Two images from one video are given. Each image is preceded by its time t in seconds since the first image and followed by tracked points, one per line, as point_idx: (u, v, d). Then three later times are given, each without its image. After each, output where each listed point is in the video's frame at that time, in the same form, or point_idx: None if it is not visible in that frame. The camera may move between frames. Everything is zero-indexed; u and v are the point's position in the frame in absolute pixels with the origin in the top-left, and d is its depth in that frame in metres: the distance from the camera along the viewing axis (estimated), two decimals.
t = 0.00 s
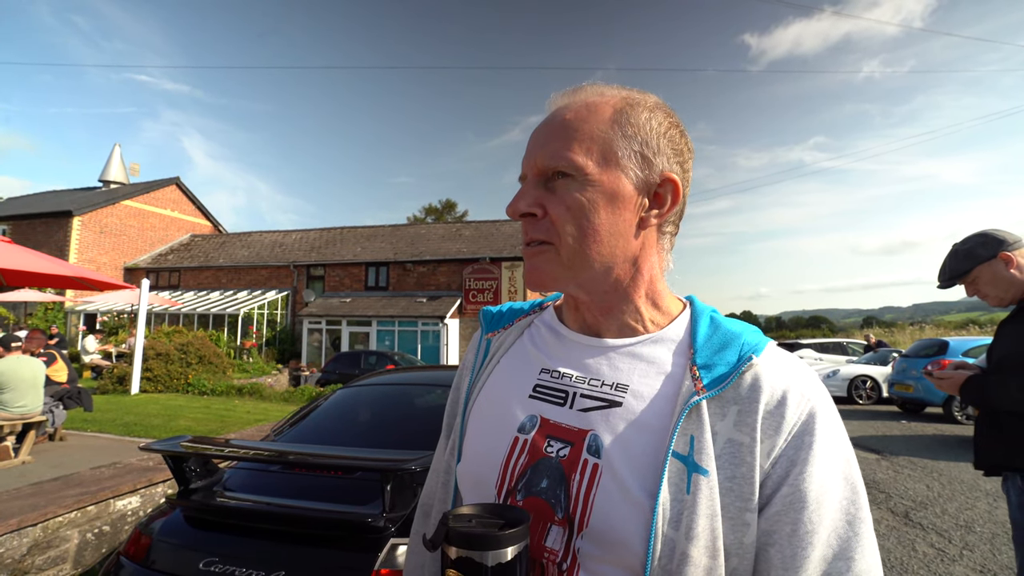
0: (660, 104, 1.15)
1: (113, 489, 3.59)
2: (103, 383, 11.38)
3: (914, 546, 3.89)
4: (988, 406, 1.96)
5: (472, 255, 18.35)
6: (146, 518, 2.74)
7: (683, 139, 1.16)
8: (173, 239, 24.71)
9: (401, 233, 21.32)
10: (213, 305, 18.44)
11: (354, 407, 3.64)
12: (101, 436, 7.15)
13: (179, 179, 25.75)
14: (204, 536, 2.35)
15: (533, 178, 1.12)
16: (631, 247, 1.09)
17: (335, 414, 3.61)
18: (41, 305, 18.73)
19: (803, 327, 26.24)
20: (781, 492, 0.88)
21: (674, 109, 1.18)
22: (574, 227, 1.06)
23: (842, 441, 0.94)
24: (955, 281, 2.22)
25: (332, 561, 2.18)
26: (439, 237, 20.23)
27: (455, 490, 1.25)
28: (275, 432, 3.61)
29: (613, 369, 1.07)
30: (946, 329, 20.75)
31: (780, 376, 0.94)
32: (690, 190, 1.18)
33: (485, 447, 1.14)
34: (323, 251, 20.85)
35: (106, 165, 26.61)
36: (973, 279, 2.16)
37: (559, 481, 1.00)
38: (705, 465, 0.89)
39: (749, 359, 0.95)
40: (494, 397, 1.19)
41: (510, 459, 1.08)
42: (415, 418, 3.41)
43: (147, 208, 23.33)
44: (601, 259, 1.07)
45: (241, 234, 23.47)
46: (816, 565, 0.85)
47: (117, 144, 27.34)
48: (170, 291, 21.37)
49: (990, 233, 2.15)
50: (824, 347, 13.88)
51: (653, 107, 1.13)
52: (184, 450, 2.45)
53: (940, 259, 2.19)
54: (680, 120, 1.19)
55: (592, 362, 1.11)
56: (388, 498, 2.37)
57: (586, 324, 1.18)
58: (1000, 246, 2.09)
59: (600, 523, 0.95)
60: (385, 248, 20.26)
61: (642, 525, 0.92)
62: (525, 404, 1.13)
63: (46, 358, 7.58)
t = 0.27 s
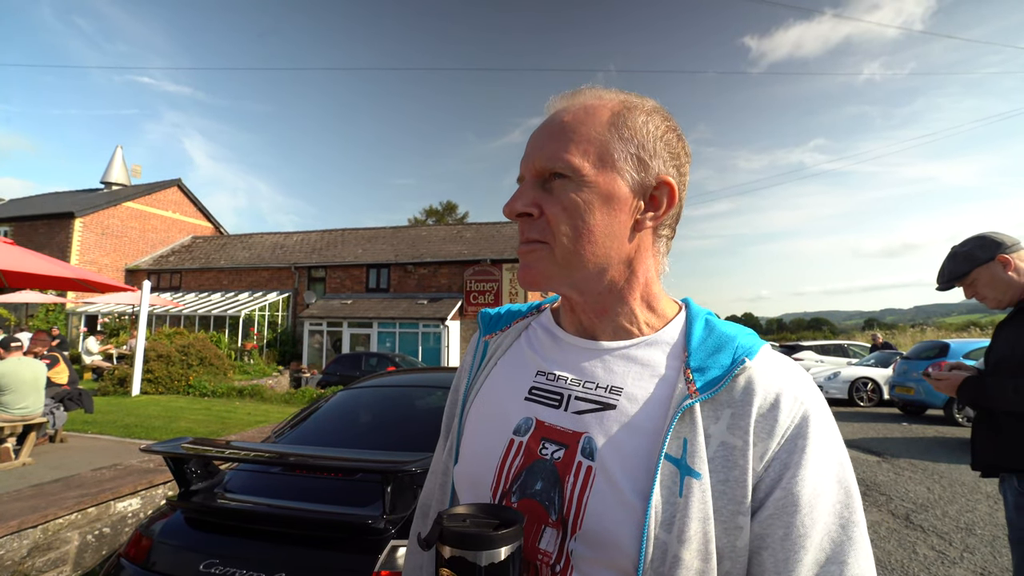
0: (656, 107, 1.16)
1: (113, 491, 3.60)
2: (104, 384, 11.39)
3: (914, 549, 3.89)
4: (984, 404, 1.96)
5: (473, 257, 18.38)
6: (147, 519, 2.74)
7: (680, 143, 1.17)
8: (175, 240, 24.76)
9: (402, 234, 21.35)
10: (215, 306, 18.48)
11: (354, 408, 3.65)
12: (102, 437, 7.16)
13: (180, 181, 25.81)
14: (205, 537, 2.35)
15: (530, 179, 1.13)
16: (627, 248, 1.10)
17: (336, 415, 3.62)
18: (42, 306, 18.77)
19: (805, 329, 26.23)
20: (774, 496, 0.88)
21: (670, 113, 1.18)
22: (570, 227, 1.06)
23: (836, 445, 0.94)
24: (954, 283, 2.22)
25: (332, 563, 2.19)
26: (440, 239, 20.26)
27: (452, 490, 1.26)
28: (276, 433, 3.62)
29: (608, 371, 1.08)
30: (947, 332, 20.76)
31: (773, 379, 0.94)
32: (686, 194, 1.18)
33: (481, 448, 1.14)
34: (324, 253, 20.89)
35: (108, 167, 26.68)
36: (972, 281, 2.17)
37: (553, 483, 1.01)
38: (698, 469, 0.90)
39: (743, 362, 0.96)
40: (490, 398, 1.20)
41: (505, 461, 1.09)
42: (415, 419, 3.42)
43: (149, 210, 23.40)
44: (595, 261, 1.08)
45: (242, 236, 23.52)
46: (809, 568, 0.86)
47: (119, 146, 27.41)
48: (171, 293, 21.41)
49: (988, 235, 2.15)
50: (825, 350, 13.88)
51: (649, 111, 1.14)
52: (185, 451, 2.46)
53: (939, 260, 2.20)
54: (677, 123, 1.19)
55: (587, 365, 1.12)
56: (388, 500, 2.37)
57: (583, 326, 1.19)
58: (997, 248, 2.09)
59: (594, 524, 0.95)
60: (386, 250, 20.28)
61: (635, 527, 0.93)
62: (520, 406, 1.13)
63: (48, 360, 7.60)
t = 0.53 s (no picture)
0: (644, 114, 1.17)
1: (108, 495, 3.59)
2: (99, 389, 11.33)
3: (909, 551, 3.90)
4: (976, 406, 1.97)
5: (471, 261, 18.39)
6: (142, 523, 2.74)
7: (668, 148, 1.18)
8: (172, 244, 24.71)
9: (399, 238, 21.35)
10: (211, 310, 18.43)
11: (352, 412, 3.65)
12: (97, 442, 7.13)
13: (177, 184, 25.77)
14: (200, 541, 2.35)
15: (521, 186, 1.14)
16: (616, 254, 1.11)
17: (333, 419, 3.62)
18: (37, 309, 18.70)
19: (802, 333, 26.30)
20: (761, 498, 0.89)
21: (659, 118, 1.20)
22: (559, 234, 1.08)
23: (824, 447, 0.95)
24: (946, 286, 2.25)
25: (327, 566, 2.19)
26: (438, 242, 20.27)
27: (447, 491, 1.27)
28: (272, 437, 3.62)
29: (600, 374, 1.09)
30: (943, 335, 20.84)
31: (761, 382, 0.95)
32: (675, 198, 1.19)
33: (474, 451, 1.15)
34: (322, 256, 20.87)
35: (104, 170, 26.63)
36: (963, 285, 2.18)
37: (544, 484, 1.02)
38: (686, 470, 0.91)
39: (731, 365, 0.97)
40: (484, 401, 1.21)
41: (497, 462, 1.10)
42: (412, 423, 3.42)
43: (146, 213, 23.36)
44: (585, 267, 1.09)
45: (240, 239, 23.49)
46: (796, 569, 0.87)
47: (115, 149, 27.37)
48: (168, 296, 21.36)
49: (978, 240, 2.17)
50: (821, 353, 13.91)
51: (638, 117, 1.15)
52: (180, 455, 2.46)
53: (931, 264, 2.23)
54: (666, 129, 1.20)
55: (578, 368, 1.13)
56: (384, 503, 2.38)
57: (575, 330, 1.20)
58: (987, 252, 2.11)
59: (583, 525, 0.96)
60: (383, 253, 20.28)
61: (623, 528, 0.93)
62: (513, 408, 1.14)
63: (43, 364, 7.57)
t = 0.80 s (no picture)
0: (638, 116, 1.17)
1: (101, 498, 3.57)
2: (93, 390, 11.27)
3: (904, 550, 3.90)
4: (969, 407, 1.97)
5: (467, 262, 18.38)
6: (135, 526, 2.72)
7: (662, 151, 1.18)
8: (167, 245, 24.62)
9: (396, 239, 21.33)
10: (207, 312, 18.37)
11: (347, 413, 3.64)
12: (91, 444, 7.09)
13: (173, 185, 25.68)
14: (193, 544, 2.34)
15: (514, 188, 1.14)
16: (609, 256, 1.11)
17: (328, 420, 3.61)
18: (31, 311, 18.59)
19: (798, 333, 26.39)
20: (751, 501, 0.89)
21: (653, 121, 1.20)
22: (551, 236, 1.08)
23: (815, 450, 0.95)
24: (939, 287, 2.25)
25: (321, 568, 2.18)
26: (434, 244, 20.26)
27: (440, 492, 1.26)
28: (267, 439, 3.60)
29: (591, 376, 1.09)
30: (938, 335, 20.95)
31: (753, 385, 0.95)
32: (669, 200, 1.19)
33: (466, 452, 1.15)
34: (318, 257, 20.83)
35: (99, 170, 26.52)
36: (956, 286, 2.19)
37: (535, 486, 1.02)
38: (676, 473, 0.91)
39: (722, 368, 0.97)
40: (478, 402, 1.21)
41: (489, 464, 1.09)
42: (407, 424, 3.41)
43: (141, 214, 23.27)
44: (578, 268, 1.08)
45: (235, 240, 23.42)
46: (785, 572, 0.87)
47: (110, 149, 27.25)
48: (163, 297, 21.27)
49: (971, 240, 2.18)
50: (817, 353, 13.96)
51: (631, 120, 1.15)
52: (174, 457, 2.44)
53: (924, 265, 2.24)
54: (659, 132, 1.20)
55: (571, 370, 1.12)
56: (379, 505, 2.37)
57: (568, 332, 1.20)
58: (980, 253, 2.12)
59: (573, 527, 0.96)
60: (380, 254, 20.25)
61: (613, 531, 0.93)
62: (506, 409, 1.14)
63: (37, 366, 7.53)
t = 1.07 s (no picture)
0: (637, 119, 1.17)
1: (98, 500, 3.56)
2: (90, 392, 11.23)
3: (902, 551, 3.91)
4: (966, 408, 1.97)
5: (465, 263, 18.38)
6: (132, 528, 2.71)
7: (660, 154, 1.18)
8: (164, 246, 24.57)
9: (394, 240, 21.32)
10: (204, 313, 18.34)
11: (345, 415, 3.63)
12: (87, 446, 7.06)
13: (170, 186, 25.63)
14: (189, 545, 2.33)
15: (511, 188, 1.14)
16: (605, 257, 1.11)
17: (325, 422, 3.60)
18: (28, 312, 18.53)
19: (795, 334, 26.45)
20: (745, 500, 0.89)
21: (651, 125, 1.20)
22: (548, 236, 1.07)
23: (808, 449, 0.95)
24: (936, 287, 2.25)
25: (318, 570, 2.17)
26: (432, 245, 20.25)
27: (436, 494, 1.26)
28: (264, 441, 3.59)
29: (586, 377, 1.09)
30: (935, 335, 21.01)
31: (747, 384, 0.95)
32: (665, 203, 1.20)
33: (462, 452, 1.15)
34: (316, 259, 20.80)
35: (96, 171, 26.45)
36: (953, 286, 2.19)
37: (530, 486, 1.02)
38: (669, 472, 0.91)
39: (715, 367, 0.97)
40: (474, 403, 1.21)
41: (485, 465, 1.09)
42: (405, 425, 3.41)
43: (138, 215, 23.19)
44: (574, 268, 1.08)
45: (233, 241, 23.38)
46: (779, 571, 0.86)
47: (107, 150, 27.19)
48: (160, 299, 21.22)
49: (968, 241, 2.19)
50: (815, 354, 13.98)
51: (630, 123, 1.15)
52: (171, 458, 2.43)
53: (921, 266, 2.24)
54: (658, 135, 1.20)
55: (566, 371, 1.12)
56: (376, 506, 2.36)
57: (563, 333, 1.20)
58: (977, 253, 2.13)
59: (567, 528, 0.96)
60: (378, 255, 20.24)
61: (608, 531, 0.93)
62: (501, 410, 1.14)
63: (33, 368, 7.49)
